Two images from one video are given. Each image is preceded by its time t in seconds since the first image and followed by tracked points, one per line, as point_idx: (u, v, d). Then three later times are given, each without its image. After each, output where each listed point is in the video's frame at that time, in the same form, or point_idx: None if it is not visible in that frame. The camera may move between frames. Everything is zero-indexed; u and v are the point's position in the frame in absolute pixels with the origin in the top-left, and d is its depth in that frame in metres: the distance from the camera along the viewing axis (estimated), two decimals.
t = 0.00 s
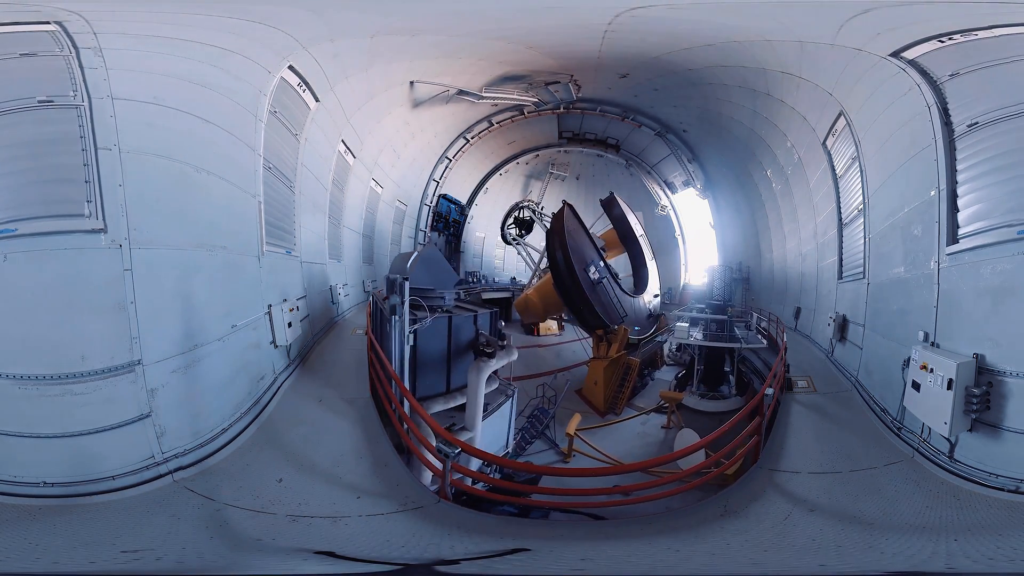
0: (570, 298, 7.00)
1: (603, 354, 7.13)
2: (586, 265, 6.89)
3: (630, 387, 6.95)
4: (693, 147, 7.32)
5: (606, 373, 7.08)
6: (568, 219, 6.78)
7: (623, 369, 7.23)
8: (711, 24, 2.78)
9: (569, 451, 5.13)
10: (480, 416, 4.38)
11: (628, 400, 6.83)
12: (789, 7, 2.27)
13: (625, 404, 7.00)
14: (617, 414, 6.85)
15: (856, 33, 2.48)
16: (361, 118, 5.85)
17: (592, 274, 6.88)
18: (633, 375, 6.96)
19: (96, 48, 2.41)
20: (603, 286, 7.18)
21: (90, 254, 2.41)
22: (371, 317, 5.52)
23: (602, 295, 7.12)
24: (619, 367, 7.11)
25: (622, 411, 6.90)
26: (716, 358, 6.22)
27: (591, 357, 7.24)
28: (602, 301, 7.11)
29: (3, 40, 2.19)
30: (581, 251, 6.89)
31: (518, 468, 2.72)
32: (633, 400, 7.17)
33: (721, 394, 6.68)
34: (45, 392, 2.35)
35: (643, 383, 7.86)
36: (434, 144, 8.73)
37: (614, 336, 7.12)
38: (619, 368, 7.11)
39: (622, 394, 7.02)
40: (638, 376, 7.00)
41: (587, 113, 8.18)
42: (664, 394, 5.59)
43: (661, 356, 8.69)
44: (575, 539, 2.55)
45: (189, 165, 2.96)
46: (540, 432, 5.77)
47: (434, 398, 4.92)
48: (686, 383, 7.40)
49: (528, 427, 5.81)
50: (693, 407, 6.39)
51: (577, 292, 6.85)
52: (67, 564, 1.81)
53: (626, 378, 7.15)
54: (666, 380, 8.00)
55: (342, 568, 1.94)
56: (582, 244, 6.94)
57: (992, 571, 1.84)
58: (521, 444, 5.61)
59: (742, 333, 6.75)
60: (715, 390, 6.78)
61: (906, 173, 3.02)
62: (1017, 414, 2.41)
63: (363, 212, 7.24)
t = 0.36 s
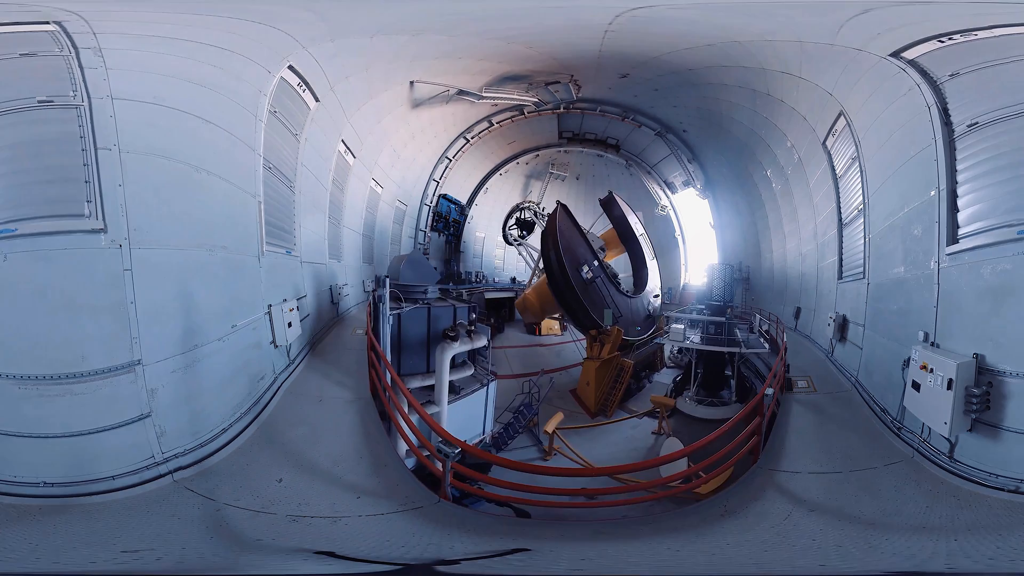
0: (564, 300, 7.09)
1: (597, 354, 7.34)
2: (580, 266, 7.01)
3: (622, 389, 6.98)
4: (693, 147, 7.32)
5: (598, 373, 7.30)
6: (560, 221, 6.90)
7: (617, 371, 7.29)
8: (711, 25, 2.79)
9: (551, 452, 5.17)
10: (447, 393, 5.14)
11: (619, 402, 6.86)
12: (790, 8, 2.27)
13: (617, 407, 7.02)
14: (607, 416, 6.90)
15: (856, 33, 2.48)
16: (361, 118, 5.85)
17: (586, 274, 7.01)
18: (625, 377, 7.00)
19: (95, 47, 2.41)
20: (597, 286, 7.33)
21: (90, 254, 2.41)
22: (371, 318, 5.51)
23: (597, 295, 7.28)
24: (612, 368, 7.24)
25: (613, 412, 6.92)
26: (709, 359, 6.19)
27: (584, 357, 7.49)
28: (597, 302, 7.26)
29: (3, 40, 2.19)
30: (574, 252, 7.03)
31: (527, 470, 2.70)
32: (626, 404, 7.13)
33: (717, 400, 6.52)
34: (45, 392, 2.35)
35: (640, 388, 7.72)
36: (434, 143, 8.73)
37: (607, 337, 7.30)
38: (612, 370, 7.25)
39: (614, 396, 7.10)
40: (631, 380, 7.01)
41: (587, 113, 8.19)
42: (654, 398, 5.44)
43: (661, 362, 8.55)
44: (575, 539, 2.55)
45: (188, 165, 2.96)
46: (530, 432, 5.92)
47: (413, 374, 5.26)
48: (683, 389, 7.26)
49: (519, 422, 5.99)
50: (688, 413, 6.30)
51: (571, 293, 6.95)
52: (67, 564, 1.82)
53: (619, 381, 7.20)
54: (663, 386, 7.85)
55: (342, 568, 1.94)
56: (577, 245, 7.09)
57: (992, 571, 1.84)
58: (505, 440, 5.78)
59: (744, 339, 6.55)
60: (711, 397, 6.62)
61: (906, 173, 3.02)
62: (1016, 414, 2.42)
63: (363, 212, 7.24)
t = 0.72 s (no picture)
0: (560, 298, 7.56)
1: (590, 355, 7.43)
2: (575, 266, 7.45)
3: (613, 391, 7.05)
4: (693, 147, 7.33)
5: (590, 373, 7.35)
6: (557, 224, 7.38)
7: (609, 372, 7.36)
8: (711, 25, 2.79)
9: (534, 447, 5.37)
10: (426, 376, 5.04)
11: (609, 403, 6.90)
12: (790, 8, 2.27)
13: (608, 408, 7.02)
14: (597, 417, 6.94)
15: (856, 33, 2.49)
16: (361, 118, 5.84)
17: (581, 274, 7.45)
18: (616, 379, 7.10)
19: (95, 47, 2.41)
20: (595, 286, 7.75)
21: (90, 255, 2.41)
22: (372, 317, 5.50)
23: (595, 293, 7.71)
24: (605, 369, 7.29)
25: (603, 414, 6.93)
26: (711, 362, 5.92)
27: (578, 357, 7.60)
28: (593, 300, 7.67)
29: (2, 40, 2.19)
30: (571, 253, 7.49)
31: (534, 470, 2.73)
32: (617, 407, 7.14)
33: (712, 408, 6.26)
34: (45, 392, 2.35)
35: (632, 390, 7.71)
36: (434, 143, 8.72)
37: (600, 337, 7.46)
38: (605, 370, 7.29)
39: (605, 396, 7.15)
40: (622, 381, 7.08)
41: (587, 113, 8.19)
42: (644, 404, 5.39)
43: (656, 366, 8.44)
44: (575, 540, 2.54)
45: (188, 165, 2.96)
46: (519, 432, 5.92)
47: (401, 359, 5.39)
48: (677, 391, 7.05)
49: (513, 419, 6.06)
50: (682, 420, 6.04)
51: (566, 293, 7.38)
52: (66, 564, 1.82)
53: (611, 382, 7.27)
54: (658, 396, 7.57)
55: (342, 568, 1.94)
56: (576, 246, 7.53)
57: (992, 571, 1.84)
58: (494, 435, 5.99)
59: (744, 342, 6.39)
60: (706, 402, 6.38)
61: (907, 172, 3.03)
62: (1017, 414, 2.42)
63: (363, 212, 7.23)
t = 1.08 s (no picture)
0: (554, 297, 7.83)
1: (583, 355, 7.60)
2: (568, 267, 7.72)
3: (603, 392, 7.12)
4: (693, 147, 7.33)
5: (582, 373, 7.54)
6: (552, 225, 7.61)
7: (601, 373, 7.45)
8: (712, 25, 2.79)
9: (517, 444, 5.52)
10: (413, 360, 5.06)
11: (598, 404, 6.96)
12: (789, 9, 2.27)
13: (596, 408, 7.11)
14: (586, 417, 7.06)
15: (855, 33, 2.49)
16: (361, 118, 5.84)
17: (574, 274, 7.69)
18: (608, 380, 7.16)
19: (96, 47, 2.41)
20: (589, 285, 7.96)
21: (90, 254, 2.41)
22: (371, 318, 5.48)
23: (589, 292, 7.92)
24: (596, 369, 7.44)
25: (592, 415, 7.03)
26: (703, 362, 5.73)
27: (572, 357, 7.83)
28: (587, 299, 7.88)
29: (3, 40, 2.19)
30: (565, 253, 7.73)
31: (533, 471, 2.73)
32: (607, 409, 7.19)
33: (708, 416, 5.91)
34: (45, 392, 2.35)
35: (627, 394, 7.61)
36: (434, 143, 8.72)
37: (591, 337, 7.64)
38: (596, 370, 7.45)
39: (596, 397, 7.24)
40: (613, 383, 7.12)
41: (587, 113, 8.20)
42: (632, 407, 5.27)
43: (656, 368, 8.55)
44: (575, 540, 2.54)
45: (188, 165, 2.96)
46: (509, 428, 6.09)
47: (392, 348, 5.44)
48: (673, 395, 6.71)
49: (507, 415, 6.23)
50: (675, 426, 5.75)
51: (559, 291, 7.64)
52: (66, 564, 1.82)
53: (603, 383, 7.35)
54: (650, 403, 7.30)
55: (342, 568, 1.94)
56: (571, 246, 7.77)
57: (992, 571, 1.84)
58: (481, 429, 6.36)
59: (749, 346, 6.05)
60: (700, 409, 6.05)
61: (907, 173, 3.03)
62: (1017, 414, 2.42)
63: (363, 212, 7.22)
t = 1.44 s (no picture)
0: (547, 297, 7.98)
1: (575, 355, 7.60)
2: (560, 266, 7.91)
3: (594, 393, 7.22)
4: (693, 147, 7.34)
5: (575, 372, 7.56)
6: (545, 227, 7.83)
7: (593, 372, 7.51)
8: (712, 25, 2.79)
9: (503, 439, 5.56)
10: (403, 350, 5.21)
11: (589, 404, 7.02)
12: (789, 9, 2.27)
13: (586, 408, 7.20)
14: (576, 417, 7.10)
15: (855, 33, 2.49)
16: (361, 118, 5.84)
17: (566, 274, 7.87)
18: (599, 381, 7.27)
19: (96, 47, 2.41)
20: (581, 284, 8.13)
21: (89, 254, 2.41)
22: (371, 319, 5.48)
23: (584, 291, 8.09)
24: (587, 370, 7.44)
25: (582, 415, 7.07)
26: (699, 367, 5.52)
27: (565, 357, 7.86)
28: (581, 298, 8.05)
29: (3, 40, 2.19)
30: (558, 254, 7.92)
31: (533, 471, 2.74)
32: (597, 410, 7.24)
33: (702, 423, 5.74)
34: (45, 393, 2.35)
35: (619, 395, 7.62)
36: (434, 144, 8.73)
37: (584, 337, 7.63)
38: (589, 370, 7.46)
39: (589, 397, 7.32)
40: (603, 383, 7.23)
41: (587, 113, 8.20)
42: (617, 410, 5.15)
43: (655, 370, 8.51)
44: (575, 540, 2.53)
45: (188, 165, 2.96)
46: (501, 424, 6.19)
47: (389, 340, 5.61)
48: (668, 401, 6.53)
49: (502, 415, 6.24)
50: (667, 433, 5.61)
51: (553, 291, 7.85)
52: (67, 564, 1.83)
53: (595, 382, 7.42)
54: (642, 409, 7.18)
55: (342, 568, 1.94)
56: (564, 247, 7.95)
57: (992, 571, 1.84)
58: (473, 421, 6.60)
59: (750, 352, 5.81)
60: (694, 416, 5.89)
61: (907, 173, 3.02)
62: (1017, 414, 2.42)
63: (363, 212, 7.22)
